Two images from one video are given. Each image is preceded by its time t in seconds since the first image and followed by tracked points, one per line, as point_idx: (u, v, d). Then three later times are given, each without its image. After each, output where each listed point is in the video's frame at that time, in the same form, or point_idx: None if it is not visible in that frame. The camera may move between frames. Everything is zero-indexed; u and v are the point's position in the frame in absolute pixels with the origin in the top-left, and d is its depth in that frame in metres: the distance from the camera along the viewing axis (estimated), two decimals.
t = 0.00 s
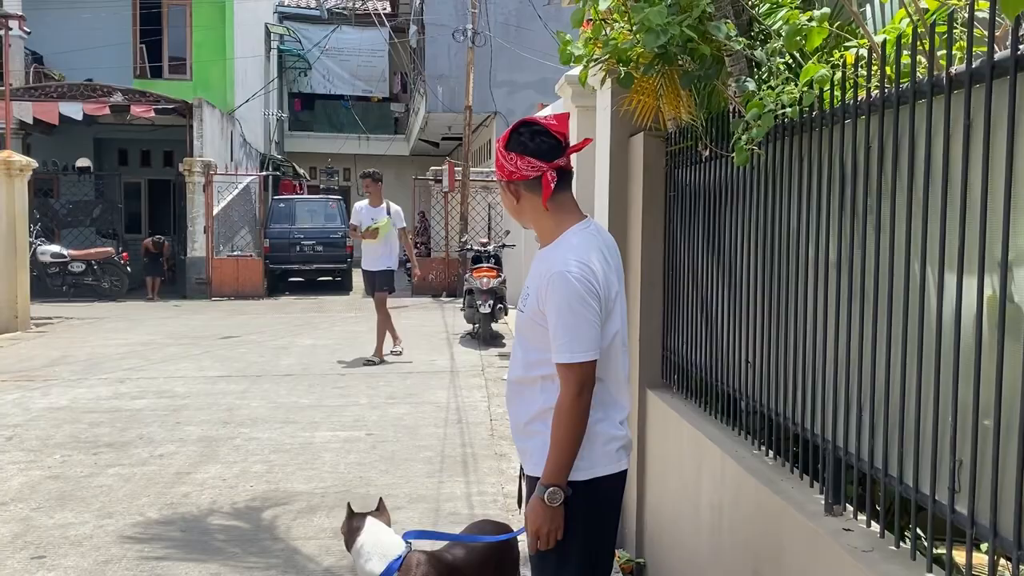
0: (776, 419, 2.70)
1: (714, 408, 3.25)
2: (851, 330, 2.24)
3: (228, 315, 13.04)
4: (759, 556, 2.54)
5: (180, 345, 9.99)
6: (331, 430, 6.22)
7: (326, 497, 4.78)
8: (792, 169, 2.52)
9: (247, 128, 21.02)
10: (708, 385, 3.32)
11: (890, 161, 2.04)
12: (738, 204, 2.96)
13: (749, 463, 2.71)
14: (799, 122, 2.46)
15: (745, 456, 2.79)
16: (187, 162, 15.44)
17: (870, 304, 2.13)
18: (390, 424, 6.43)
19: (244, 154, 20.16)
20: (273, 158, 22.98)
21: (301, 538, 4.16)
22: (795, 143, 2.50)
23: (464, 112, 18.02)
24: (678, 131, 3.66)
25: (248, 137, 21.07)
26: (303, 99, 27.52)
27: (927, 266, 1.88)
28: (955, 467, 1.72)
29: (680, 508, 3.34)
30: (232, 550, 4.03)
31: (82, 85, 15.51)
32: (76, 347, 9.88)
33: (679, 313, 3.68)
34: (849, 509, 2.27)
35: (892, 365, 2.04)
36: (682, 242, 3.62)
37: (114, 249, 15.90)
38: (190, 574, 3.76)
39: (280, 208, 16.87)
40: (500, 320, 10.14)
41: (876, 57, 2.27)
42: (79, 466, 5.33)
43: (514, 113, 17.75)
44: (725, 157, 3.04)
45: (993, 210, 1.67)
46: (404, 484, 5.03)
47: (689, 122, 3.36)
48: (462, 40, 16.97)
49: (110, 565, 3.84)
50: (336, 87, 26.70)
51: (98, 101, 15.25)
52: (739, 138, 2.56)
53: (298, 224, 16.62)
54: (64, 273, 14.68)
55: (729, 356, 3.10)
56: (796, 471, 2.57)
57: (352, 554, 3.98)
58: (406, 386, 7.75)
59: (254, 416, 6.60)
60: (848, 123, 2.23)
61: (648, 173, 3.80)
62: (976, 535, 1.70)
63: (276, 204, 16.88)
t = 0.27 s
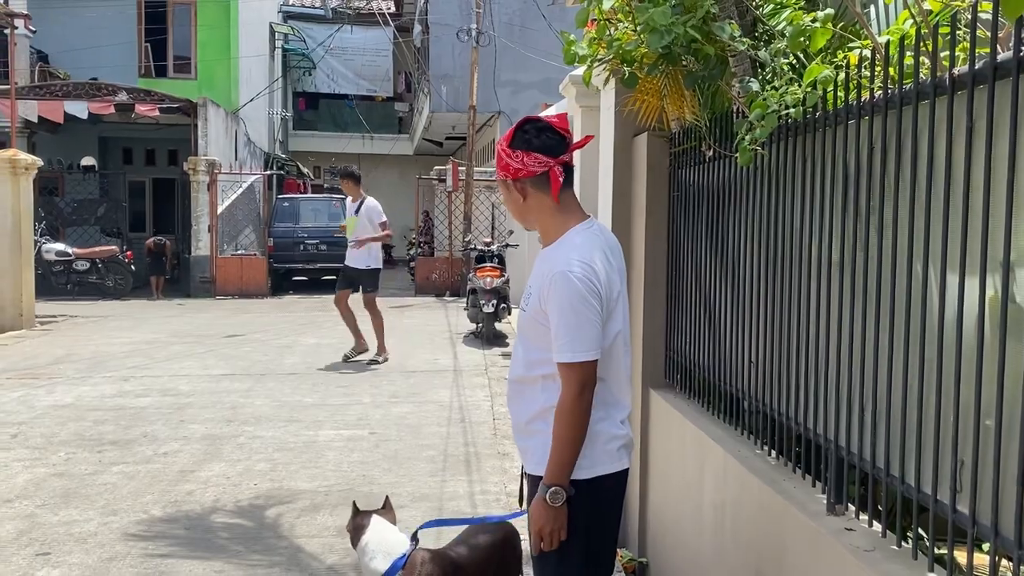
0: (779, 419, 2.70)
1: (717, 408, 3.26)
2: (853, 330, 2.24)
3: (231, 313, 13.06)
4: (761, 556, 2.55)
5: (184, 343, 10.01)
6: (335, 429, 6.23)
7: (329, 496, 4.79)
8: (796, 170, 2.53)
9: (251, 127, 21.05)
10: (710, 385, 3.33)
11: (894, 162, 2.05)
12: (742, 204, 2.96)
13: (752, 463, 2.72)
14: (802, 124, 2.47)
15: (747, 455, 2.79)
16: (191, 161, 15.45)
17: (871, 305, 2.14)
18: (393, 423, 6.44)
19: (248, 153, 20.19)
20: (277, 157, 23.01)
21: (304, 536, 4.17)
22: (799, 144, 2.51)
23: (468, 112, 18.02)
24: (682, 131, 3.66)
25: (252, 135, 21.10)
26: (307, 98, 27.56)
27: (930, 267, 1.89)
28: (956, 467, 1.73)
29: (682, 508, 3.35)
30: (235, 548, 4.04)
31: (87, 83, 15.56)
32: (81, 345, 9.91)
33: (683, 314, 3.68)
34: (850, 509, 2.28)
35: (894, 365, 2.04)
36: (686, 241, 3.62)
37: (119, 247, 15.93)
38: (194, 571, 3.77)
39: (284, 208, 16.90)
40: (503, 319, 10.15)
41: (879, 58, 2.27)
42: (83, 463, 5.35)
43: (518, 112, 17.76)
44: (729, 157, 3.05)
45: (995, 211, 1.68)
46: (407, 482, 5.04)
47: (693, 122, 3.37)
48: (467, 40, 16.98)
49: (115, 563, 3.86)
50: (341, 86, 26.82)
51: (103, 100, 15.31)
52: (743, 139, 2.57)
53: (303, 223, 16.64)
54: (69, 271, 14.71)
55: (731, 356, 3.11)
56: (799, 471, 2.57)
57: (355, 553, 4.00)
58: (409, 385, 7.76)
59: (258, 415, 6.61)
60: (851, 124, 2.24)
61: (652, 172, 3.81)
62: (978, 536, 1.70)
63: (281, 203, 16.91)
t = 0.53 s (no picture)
0: (781, 418, 2.71)
1: (719, 406, 3.27)
2: (856, 329, 2.25)
3: (235, 311, 13.09)
4: (762, 554, 2.56)
5: (188, 340, 10.04)
6: (338, 426, 6.25)
7: (332, 492, 4.80)
8: (799, 169, 2.54)
9: (255, 125, 21.10)
10: (713, 384, 3.33)
11: (896, 161, 2.06)
12: (745, 203, 2.97)
13: (754, 461, 2.73)
14: (805, 123, 2.48)
15: (749, 453, 2.80)
16: (195, 159, 15.38)
17: (873, 304, 2.14)
18: (397, 420, 6.45)
19: (252, 150, 20.22)
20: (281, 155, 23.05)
21: (307, 532, 4.19)
22: (802, 143, 2.52)
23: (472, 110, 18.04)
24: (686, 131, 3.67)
25: (257, 133, 21.15)
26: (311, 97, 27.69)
27: (932, 266, 1.89)
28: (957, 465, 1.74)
29: (685, 506, 3.35)
30: (238, 544, 4.06)
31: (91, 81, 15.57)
32: (85, 342, 9.94)
33: (686, 313, 3.69)
34: (852, 507, 2.28)
35: (896, 364, 2.05)
36: (689, 240, 3.63)
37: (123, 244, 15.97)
38: (197, 567, 3.79)
39: (288, 206, 16.95)
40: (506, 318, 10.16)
41: (882, 58, 2.28)
42: (88, 459, 5.37)
43: (522, 111, 17.77)
44: (733, 156, 3.05)
45: (996, 211, 1.69)
46: (410, 479, 5.05)
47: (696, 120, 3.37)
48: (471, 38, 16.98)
49: (119, 558, 3.87)
50: (345, 84, 26.96)
51: (108, 97, 15.37)
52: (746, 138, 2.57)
53: (306, 221, 16.68)
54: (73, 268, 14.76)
55: (734, 354, 3.12)
56: (801, 469, 2.58)
57: (358, 549, 4.01)
58: (412, 383, 7.78)
59: (261, 412, 6.63)
60: (854, 124, 2.24)
61: (656, 171, 3.81)
62: (979, 532, 1.71)
63: (285, 201, 16.96)
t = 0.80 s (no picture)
0: (781, 413, 2.72)
1: (720, 402, 3.28)
2: (857, 326, 2.26)
3: (237, 307, 13.11)
4: (762, 548, 2.57)
5: (190, 336, 10.05)
6: (340, 421, 6.27)
7: (334, 488, 4.82)
8: (800, 166, 2.54)
9: (258, 121, 21.13)
10: (714, 380, 3.34)
11: (897, 157, 2.06)
12: (745, 200, 2.98)
13: (754, 456, 2.74)
14: (806, 119, 2.48)
15: (750, 449, 2.81)
16: (197, 155, 15.43)
17: (873, 301, 2.15)
18: (398, 416, 6.47)
19: (254, 147, 20.24)
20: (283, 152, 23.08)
21: (308, 527, 4.20)
22: (803, 139, 2.52)
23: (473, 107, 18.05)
24: (687, 128, 3.67)
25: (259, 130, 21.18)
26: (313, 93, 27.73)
27: (933, 262, 1.90)
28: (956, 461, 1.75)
29: (685, 502, 3.36)
30: (239, 538, 4.07)
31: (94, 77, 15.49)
32: (87, 337, 9.96)
33: (687, 310, 3.70)
34: (851, 503, 2.29)
35: (896, 361, 2.06)
36: (690, 237, 3.64)
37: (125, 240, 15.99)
38: (199, 561, 3.80)
39: (290, 202, 16.94)
40: (507, 315, 10.17)
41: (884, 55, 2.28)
42: (90, 454, 5.38)
43: (523, 108, 17.78)
44: (733, 152, 3.06)
45: (996, 206, 1.69)
46: (411, 475, 5.06)
47: (698, 117, 3.38)
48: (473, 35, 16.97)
49: (121, 552, 3.88)
50: (347, 81, 26.99)
51: (110, 93, 15.39)
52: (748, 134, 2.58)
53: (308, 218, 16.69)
54: (75, 264, 14.78)
55: (734, 350, 3.13)
56: (800, 464, 2.59)
57: (359, 544, 4.03)
58: (413, 379, 7.79)
59: (263, 408, 6.64)
60: (855, 120, 2.25)
61: (657, 168, 3.82)
62: (978, 527, 1.72)
63: (287, 198, 16.98)
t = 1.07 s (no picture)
0: (779, 409, 2.72)
1: (718, 398, 3.28)
2: (855, 322, 2.26)
3: (236, 302, 13.10)
4: (759, 544, 2.58)
5: (190, 331, 10.05)
6: (339, 417, 6.27)
7: (333, 483, 4.82)
8: (800, 161, 2.54)
9: (258, 116, 21.12)
10: (712, 375, 3.35)
11: (895, 153, 2.06)
12: (744, 195, 2.98)
13: (752, 452, 2.74)
14: (806, 116, 2.48)
15: (748, 445, 2.81)
16: (197, 150, 15.45)
17: (871, 297, 2.15)
18: (397, 411, 6.48)
19: (254, 142, 20.23)
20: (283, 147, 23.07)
21: (307, 522, 4.21)
22: (802, 135, 2.52)
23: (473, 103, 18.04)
24: (686, 124, 3.67)
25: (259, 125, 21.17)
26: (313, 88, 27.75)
27: (930, 257, 1.90)
28: (952, 457, 1.76)
29: (683, 497, 3.37)
30: (238, 533, 4.08)
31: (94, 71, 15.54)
32: (86, 332, 9.97)
33: (686, 306, 3.70)
34: (848, 498, 2.30)
35: (893, 356, 2.06)
36: (690, 233, 3.64)
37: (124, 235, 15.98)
38: (199, 555, 3.81)
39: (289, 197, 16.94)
40: (507, 311, 10.16)
41: (882, 51, 2.28)
42: (89, 448, 5.39)
43: (524, 104, 17.76)
44: (732, 147, 3.06)
45: (993, 201, 1.69)
46: (410, 470, 5.07)
47: (697, 113, 3.37)
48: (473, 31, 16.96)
49: (120, 546, 3.89)
50: (347, 76, 26.70)
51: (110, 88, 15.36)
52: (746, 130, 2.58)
53: (308, 214, 16.67)
54: (75, 258, 14.78)
55: (733, 345, 3.13)
56: (797, 460, 2.60)
57: (357, 539, 4.03)
58: (413, 375, 7.80)
59: (262, 403, 6.65)
60: (853, 116, 2.25)
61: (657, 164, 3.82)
62: (973, 522, 1.72)
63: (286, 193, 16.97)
